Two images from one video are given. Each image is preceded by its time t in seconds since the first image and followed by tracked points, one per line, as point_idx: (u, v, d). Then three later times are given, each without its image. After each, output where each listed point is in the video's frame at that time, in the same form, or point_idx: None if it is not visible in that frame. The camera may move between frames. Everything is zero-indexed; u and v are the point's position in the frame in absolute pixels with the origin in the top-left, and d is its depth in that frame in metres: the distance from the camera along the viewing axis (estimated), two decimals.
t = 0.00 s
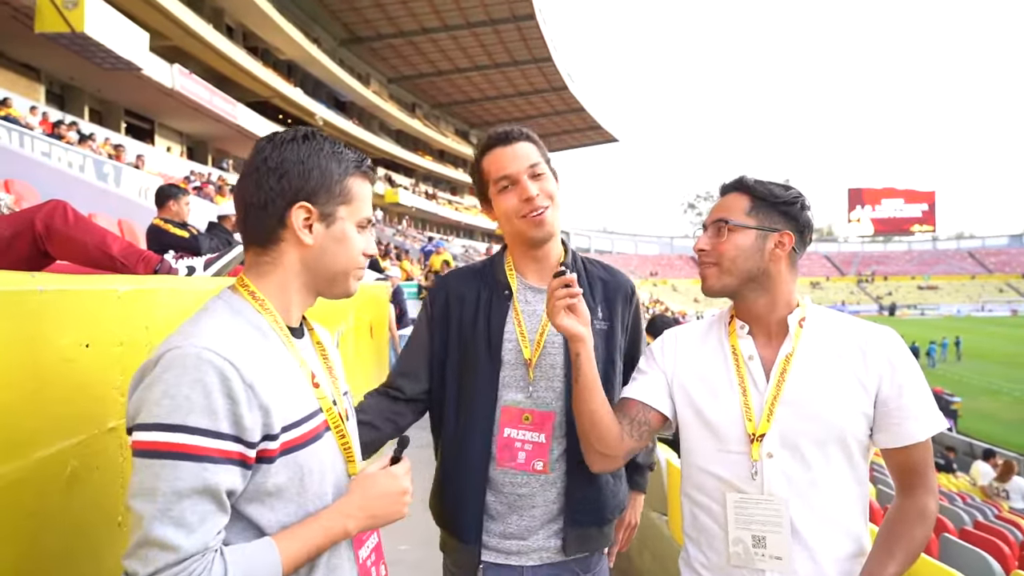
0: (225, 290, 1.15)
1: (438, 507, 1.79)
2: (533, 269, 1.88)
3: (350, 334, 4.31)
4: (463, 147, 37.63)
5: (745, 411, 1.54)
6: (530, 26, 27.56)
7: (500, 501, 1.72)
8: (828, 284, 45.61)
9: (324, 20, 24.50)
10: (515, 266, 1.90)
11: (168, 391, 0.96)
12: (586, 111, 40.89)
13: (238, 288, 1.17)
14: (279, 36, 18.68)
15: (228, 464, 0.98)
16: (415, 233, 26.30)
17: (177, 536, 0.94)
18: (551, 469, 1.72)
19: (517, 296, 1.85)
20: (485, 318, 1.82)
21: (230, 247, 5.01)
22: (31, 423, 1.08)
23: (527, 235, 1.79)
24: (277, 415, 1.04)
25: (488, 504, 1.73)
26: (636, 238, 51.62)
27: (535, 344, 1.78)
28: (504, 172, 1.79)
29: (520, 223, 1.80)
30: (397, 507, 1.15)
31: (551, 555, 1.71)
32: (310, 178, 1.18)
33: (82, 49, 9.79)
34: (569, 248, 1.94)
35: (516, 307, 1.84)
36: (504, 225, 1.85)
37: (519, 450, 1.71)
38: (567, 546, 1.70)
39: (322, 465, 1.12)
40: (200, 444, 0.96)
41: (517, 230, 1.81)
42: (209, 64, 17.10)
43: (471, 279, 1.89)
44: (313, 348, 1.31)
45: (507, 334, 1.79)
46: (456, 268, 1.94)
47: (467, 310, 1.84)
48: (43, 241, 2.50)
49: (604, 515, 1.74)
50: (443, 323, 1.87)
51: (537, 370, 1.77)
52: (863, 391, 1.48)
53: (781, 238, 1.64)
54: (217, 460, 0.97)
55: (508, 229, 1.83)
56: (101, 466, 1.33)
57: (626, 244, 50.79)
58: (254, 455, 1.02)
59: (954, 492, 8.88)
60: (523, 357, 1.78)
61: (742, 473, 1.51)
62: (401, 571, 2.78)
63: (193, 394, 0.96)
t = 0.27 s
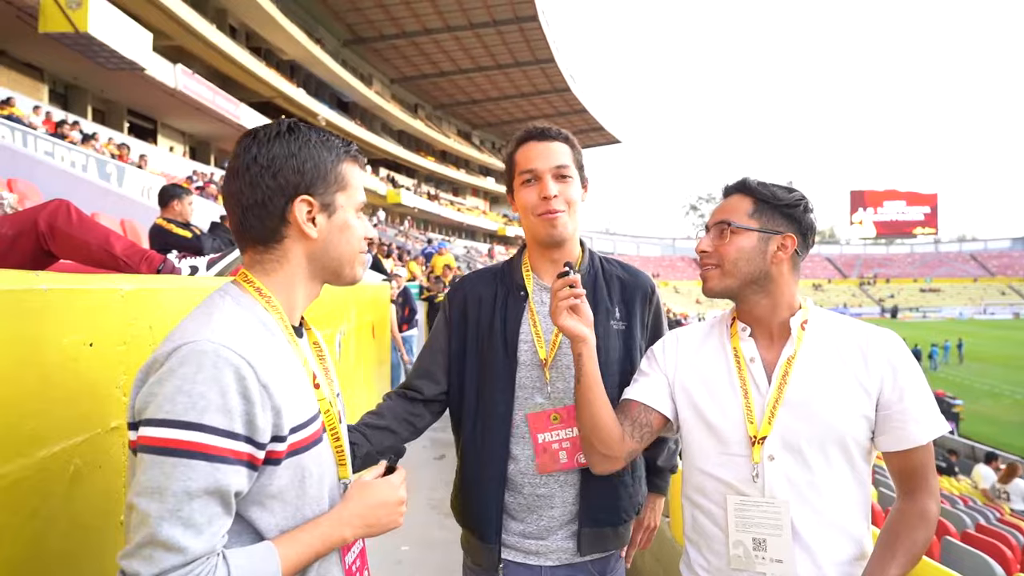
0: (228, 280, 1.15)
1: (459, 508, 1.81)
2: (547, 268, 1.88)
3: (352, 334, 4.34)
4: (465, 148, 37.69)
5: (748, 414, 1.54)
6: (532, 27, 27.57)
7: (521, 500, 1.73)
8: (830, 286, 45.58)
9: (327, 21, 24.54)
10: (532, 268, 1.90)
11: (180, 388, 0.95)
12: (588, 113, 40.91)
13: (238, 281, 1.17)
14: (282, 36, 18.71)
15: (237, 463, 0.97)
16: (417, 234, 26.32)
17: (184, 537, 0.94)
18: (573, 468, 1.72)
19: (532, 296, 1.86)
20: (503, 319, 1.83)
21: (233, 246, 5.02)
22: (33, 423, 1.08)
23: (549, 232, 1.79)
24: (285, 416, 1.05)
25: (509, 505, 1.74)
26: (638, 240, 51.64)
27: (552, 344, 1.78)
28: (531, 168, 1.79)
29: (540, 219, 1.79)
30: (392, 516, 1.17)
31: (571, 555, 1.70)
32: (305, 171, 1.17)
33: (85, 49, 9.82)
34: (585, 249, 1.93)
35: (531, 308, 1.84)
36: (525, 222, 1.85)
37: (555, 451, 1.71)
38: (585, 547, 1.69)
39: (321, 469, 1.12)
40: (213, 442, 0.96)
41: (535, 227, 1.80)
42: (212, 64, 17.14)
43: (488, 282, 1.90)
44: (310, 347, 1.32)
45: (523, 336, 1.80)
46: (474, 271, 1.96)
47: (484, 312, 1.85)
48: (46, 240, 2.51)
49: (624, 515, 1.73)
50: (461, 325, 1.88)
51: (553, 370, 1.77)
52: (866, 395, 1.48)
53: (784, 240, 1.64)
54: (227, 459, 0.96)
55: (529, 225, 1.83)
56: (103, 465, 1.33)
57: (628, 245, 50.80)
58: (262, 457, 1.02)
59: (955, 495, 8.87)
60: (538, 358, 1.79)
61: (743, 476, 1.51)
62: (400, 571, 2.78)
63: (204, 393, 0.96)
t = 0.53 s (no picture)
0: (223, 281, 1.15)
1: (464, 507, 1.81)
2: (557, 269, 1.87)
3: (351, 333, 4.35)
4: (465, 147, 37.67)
5: (747, 412, 1.54)
6: (532, 25, 27.54)
7: (527, 499, 1.73)
8: (830, 286, 45.62)
9: (327, 19, 24.52)
10: (543, 268, 1.88)
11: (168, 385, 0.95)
12: (588, 111, 40.89)
13: (232, 281, 1.16)
14: (282, 34, 18.70)
15: (224, 458, 0.97)
16: (416, 232, 26.32)
17: (172, 531, 0.93)
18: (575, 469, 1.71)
19: (541, 299, 1.85)
20: (511, 319, 1.82)
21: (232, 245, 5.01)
22: (30, 420, 1.07)
23: (567, 234, 1.78)
24: (274, 412, 1.04)
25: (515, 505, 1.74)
26: (638, 239, 51.67)
27: (557, 346, 1.78)
28: (558, 169, 1.77)
29: (560, 220, 1.78)
30: (388, 508, 1.16)
31: (576, 555, 1.70)
32: (290, 169, 1.17)
33: (84, 46, 9.81)
34: (600, 252, 1.91)
35: (539, 311, 1.84)
36: (544, 221, 1.84)
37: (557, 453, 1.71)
38: (590, 548, 1.69)
39: (315, 462, 1.12)
40: (197, 438, 0.95)
41: (553, 226, 1.80)
42: (212, 61, 17.12)
43: (499, 282, 1.90)
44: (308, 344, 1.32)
45: (530, 338, 1.80)
46: (483, 271, 1.95)
47: (491, 313, 1.85)
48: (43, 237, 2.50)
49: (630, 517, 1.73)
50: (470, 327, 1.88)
51: (559, 372, 1.77)
52: (867, 394, 1.47)
53: (786, 239, 1.64)
54: (214, 453, 0.96)
55: (548, 224, 1.82)
56: (101, 463, 1.33)
57: (628, 244, 50.82)
58: (250, 451, 1.02)
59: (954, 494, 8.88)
60: (545, 360, 1.79)
61: (743, 474, 1.51)
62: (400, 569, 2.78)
63: (194, 389, 0.96)
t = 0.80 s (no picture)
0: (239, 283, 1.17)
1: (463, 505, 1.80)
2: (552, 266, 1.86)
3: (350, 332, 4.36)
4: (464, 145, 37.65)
5: (748, 409, 1.54)
6: (531, 23, 27.51)
7: (526, 497, 1.73)
8: (827, 284, 45.68)
9: (325, 16, 24.47)
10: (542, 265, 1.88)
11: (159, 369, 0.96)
12: (586, 109, 40.87)
13: (249, 283, 1.18)
14: (280, 31, 18.66)
15: (213, 442, 0.98)
16: (414, 230, 26.32)
17: (159, 504, 0.94)
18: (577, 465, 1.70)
19: (541, 295, 1.85)
20: (510, 317, 1.83)
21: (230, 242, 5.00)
22: (26, 416, 1.07)
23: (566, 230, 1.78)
24: (266, 400, 1.04)
25: (513, 502, 1.73)
26: (636, 237, 51.68)
27: (557, 343, 1.78)
28: (561, 166, 1.76)
29: (561, 217, 1.77)
30: (384, 496, 1.13)
31: (576, 553, 1.70)
32: (286, 170, 1.17)
33: (81, 43, 9.78)
34: (599, 250, 1.91)
35: (539, 308, 1.83)
36: (543, 217, 1.83)
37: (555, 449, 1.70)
38: (590, 546, 1.69)
39: (316, 452, 1.12)
40: (186, 421, 0.96)
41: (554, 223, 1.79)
42: (209, 59, 17.09)
43: (497, 279, 1.90)
44: (325, 339, 1.32)
45: (530, 335, 1.80)
46: (480, 268, 1.96)
47: (489, 309, 1.86)
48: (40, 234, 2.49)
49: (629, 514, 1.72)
50: (469, 324, 1.89)
51: (559, 368, 1.77)
52: (866, 391, 1.47)
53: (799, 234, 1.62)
54: (202, 436, 0.97)
55: (547, 219, 1.81)
56: (97, 460, 1.32)
57: (626, 242, 50.84)
58: (241, 436, 1.02)
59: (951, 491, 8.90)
60: (545, 357, 1.79)
61: (743, 471, 1.51)
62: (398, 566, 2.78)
63: (183, 373, 0.97)
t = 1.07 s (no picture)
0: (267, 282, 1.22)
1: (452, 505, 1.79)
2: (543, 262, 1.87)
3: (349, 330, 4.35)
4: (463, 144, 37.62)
5: (747, 407, 1.54)
6: (531, 22, 27.48)
7: (517, 496, 1.72)
8: (827, 283, 45.67)
9: (325, 15, 24.45)
10: (531, 263, 1.89)
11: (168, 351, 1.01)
12: (586, 108, 40.84)
13: (275, 281, 1.22)
14: (279, 30, 18.65)
15: (213, 422, 1.02)
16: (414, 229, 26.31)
17: (160, 475, 1.00)
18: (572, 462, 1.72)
19: (531, 290, 1.86)
20: (502, 312, 1.83)
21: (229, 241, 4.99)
22: (26, 415, 1.07)
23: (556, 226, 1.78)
24: (268, 390, 1.07)
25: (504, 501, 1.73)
26: (636, 236, 51.64)
27: (550, 339, 1.79)
28: (553, 163, 1.76)
29: (551, 213, 1.77)
30: (372, 494, 1.13)
31: (567, 553, 1.70)
32: (297, 175, 1.20)
33: (80, 42, 9.76)
34: (587, 247, 1.91)
35: (530, 302, 1.84)
36: (534, 213, 1.82)
37: (549, 445, 1.71)
38: (581, 544, 1.69)
39: (316, 444, 1.14)
40: (193, 402, 1.01)
41: (545, 218, 1.79)
42: (209, 57, 17.08)
43: (489, 275, 1.90)
44: (344, 342, 1.30)
45: (522, 332, 1.80)
46: (469, 266, 1.95)
47: (481, 305, 1.86)
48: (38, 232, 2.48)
49: (619, 512, 1.73)
50: (460, 320, 1.89)
51: (551, 364, 1.78)
52: (865, 390, 1.47)
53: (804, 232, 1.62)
54: (203, 418, 1.01)
55: (539, 215, 1.80)
56: (96, 457, 1.33)
57: (626, 241, 50.80)
58: (242, 421, 1.05)
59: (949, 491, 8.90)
60: (537, 354, 1.79)
61: (743, 468, 1.51)
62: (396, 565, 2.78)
63: (191, 357, 1.01)
